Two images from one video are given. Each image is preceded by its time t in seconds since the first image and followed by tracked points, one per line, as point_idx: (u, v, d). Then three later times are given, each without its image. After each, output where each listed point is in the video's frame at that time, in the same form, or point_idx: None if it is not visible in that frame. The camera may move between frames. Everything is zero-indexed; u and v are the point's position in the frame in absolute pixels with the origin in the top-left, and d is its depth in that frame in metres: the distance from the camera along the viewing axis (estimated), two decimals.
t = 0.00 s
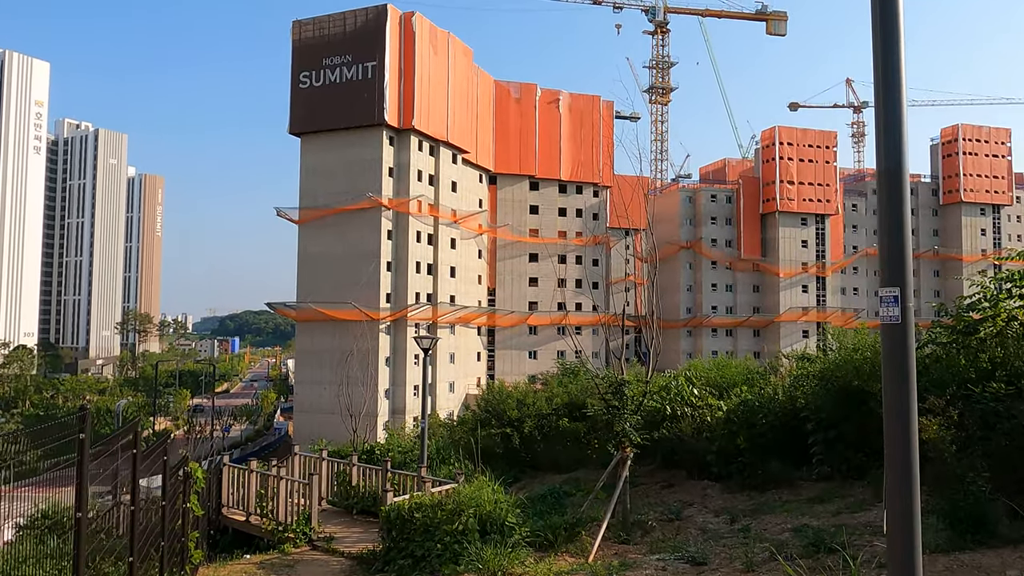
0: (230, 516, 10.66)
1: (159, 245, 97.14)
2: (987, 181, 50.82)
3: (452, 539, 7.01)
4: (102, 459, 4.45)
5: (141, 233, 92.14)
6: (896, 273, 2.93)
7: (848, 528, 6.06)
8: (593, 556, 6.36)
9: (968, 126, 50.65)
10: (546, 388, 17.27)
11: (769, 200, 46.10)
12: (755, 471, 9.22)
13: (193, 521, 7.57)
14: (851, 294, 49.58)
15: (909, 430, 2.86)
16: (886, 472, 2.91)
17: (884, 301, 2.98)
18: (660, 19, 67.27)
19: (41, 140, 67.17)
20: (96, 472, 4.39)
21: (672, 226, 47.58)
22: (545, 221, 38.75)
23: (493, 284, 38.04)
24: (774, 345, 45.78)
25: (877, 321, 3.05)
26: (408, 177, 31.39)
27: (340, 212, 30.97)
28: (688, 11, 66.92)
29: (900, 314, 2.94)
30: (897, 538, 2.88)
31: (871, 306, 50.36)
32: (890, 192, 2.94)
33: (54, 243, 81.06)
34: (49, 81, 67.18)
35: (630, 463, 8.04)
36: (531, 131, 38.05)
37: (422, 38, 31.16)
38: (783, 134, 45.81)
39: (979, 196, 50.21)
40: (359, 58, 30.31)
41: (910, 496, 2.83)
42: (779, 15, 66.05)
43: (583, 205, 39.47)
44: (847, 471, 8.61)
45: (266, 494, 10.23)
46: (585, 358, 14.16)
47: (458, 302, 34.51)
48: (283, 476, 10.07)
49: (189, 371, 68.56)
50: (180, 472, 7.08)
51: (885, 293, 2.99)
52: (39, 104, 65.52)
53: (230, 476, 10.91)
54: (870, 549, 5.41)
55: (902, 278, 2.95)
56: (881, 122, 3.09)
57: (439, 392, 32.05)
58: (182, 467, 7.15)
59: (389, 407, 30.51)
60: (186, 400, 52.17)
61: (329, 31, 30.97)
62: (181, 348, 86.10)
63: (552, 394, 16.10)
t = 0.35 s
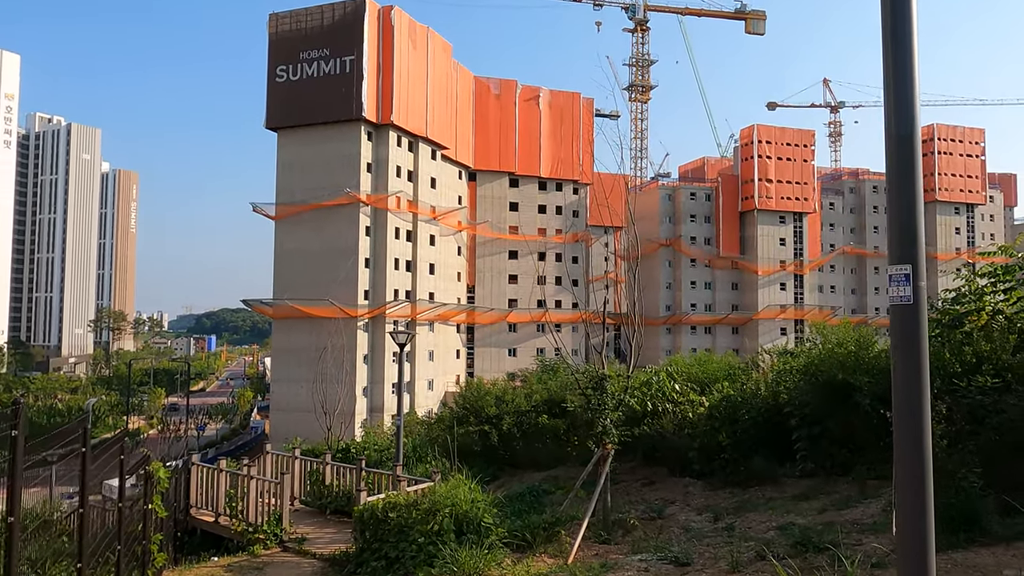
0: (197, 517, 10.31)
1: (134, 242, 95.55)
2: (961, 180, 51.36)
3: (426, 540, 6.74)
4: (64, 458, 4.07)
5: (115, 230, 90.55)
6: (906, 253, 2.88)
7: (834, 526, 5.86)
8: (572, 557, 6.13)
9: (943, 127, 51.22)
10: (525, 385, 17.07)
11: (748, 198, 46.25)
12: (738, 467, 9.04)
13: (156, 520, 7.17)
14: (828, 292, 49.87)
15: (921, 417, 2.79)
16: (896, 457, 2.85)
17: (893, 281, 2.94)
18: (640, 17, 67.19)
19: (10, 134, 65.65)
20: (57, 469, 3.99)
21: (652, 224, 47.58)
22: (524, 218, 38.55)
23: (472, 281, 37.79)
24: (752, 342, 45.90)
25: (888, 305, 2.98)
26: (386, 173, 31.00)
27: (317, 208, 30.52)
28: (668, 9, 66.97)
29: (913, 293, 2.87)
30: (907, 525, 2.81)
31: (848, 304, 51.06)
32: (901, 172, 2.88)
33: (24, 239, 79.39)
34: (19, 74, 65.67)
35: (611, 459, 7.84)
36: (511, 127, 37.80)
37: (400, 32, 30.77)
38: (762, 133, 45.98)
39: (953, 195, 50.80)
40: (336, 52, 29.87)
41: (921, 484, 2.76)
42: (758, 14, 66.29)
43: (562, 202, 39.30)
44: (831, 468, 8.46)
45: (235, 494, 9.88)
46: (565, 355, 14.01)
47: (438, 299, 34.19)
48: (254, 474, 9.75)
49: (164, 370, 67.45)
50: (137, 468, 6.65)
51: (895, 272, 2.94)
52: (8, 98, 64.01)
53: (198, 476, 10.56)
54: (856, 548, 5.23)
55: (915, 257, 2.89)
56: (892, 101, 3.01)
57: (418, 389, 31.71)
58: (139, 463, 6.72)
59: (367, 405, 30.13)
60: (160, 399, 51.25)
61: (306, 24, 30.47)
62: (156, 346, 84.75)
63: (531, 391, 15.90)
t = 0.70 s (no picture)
0: (164, 520, 9.96)
1: (105, 239, 93.76)
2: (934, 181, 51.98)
3: (401, 543, 6.48)
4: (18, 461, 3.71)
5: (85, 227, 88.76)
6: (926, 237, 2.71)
7: (820, 527, 5.70)
8: (552, 562, 5.91)
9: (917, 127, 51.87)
10: (504, 383, 16.85)
11: (725, 197, 46.43)
12: (721, 466, 8.86)
13: (117, 527, 6.86)
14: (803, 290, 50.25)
15: (943, 415, 2.61)
16: (915, 458, 2.67)
17: (912, 268, 2.78)
18: (618, 16, 67.12)
19: None
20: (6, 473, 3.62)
21: (630, 222, 47.58)
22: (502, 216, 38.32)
23: (450, 279, 37.50)
24: (729, 341, 46.08)
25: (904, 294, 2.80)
26: (363, 169, 30.59)
27: (292, 205, 30.05)
28: (646, 8, 66.99)
29: (932, 280, 2.71)
30: (923, 523, 2.65)
31: (823, 302, 51.59)
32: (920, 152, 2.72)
33: None
34: None
35: (592, 460, 7.65)
36: (489, 124, 37.52)
37: (378, 27, 30.39)
38: (739, 132, 46.11)
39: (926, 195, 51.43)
40: (312, 47, 29.42)
41: (943, 481, 2.58)
42: (735, 13, 66.55)
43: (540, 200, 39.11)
44: (815, 466, 8.28)
45: (203, 497, 9.53)
46: (543, 353, 13.84)
47: (415, 297, 33.85)
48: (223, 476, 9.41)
49: (136, 369, 66.23)
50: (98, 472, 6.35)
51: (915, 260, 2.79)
52: None
53: (165, 479, 10.19)
54: (845, 550, 5.07)
55: (936, 241, 2.71)
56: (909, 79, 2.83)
57: (395, 389, 31.38)
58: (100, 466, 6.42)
59: (343, 405, 29.74)
60: (131, 399, 50.25)
61: (281, 18, 29.97)
62: (128, 345, 83.22)
63: (509, 389, 15.70)
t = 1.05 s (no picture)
0: (138, 525, 9.63)
1: (85, 239, 92.55)
2: (916, 181, 52.19)
3: (382, 549, 6.22)
4: None
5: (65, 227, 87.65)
6: (968, 214, 2.53)
7: (816, 531, 5.52)
8: (539, 567, 5.70)
9: (898, 129, 52.18)
10: (489, 383, 16.64)
11: (709, 197, 46.45)
12: (711, 467, 8.67)
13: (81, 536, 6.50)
14: (787, 290, 50.39)
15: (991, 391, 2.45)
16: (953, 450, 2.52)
17: (950, 250, 2.59)
18: (604, 16, 67.03)
19: None
20: None
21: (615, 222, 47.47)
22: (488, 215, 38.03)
23: (434, 279, 37.20)
24: (714, 341, 46.06)
25: (938, 279, 2.63)
26: (346, 168, 30.22)
27: (274, 203, 29.64)
28: (631, 8, 67.00)
29: (974, 264, 2.51)
30: (970, 527, 2.47)
31: (808, 302, 51.64)
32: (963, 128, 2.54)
33: None
34: None
35: (581, 462, 7.42)
36: (474, 123, 37.26)
37: (361, 24, 30.07)
38: (724, 132, 46.17)
39: (909, 196, 51.64)
40: (295, 44, 29.04)
41: (991, 471, 2.42)
42: (720, 14, 66.70)
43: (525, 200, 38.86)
44: (809, 467, 8.11)
45: (179, 501, 9.20)
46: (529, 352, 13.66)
47: (399, 297, 33.53)
48: (198, 480, 9.09)
49: (116, 370, 65.34)
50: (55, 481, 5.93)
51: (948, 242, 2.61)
52: None
53: (140, 482, 9.87)
54: (843, 555, 4.88)
55: (978, 221, 2.53)
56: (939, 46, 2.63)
57: (379, 389, 31.02)
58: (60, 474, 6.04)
59: (327, 405, 29.39)
60: (111, 400, 49.46)
61: (264, 15, 29.56)
62: (109, 346, 82.05)
63: (494, 389, 15.50)
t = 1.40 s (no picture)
0: (102, 537, 9.24)
1: (57, 244, 90.91)
2: (892, 189, 52.74)
3: (355, 561, 5.94)
4: None
5: (37, 232, 86.04)
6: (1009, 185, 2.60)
7: (807, 538, 5.32)
8: None
9: (874, 137, 52.69)
10: (468, 389, 16.35)
11: (689, 204, 46.54)
12: (696, 473, 8.48)
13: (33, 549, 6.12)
14: (765, 297, 50.72)
15: None
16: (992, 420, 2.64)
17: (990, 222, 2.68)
18: (584, 23, 67.13)
19: None
20: None
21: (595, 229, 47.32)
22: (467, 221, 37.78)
23: (413, 285, 36.81)
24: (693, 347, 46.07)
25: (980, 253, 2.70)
26: (324, 172, 29.82)
27: (250, 208, 29.18)
28: (611, 16, 67.18)
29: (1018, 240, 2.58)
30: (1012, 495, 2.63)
31: (786, 309, 51.93)
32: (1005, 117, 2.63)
33: None
34: None
35: (564, 468, 7.19)
36: (454, 129, 37.02)
37: (340, 28, 29.76)
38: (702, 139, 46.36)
39: (884, 203, 52.13)
40: (272, 47, 28.66)
41: None
42: (699, 23, 67.11)
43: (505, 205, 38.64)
44: (796, 472, 7.95)
45: (144, 512, 8.82)
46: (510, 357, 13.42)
47: (378, 303, 33.14)
48: (164, 489, 8.73)
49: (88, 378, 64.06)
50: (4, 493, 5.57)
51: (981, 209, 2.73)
52: None
53: (102, 492, 9.47)
54: (838, 563, 4.67)
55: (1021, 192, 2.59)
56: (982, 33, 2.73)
57: (357, 396, 30.60)
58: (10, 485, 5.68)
59: (304, 412, 28.92)
60: (82, 408, 48.37)
61: (241, 17, 29.15)
62: (81, 353, 80.54)
63: (473, 395, 15.21)
